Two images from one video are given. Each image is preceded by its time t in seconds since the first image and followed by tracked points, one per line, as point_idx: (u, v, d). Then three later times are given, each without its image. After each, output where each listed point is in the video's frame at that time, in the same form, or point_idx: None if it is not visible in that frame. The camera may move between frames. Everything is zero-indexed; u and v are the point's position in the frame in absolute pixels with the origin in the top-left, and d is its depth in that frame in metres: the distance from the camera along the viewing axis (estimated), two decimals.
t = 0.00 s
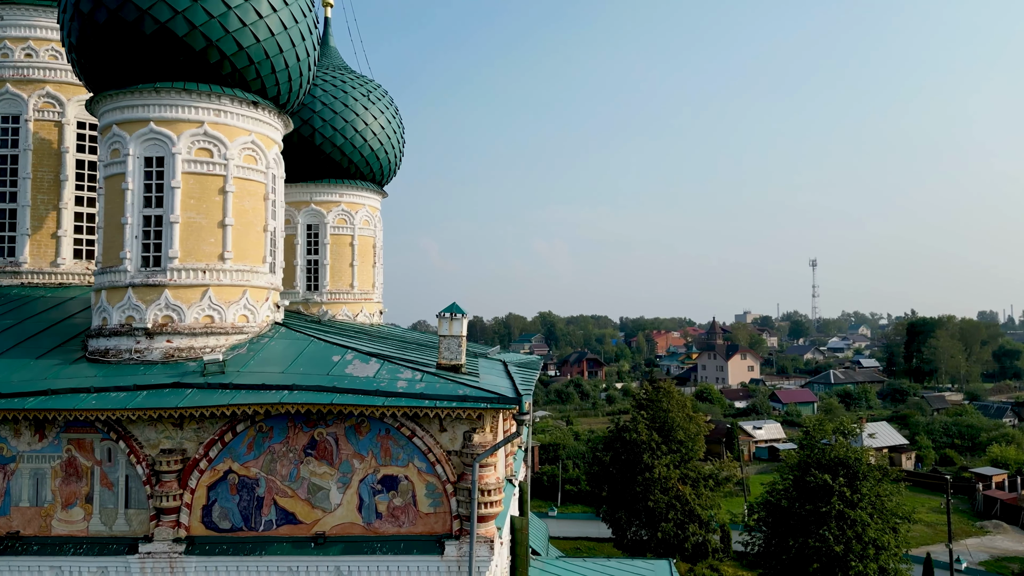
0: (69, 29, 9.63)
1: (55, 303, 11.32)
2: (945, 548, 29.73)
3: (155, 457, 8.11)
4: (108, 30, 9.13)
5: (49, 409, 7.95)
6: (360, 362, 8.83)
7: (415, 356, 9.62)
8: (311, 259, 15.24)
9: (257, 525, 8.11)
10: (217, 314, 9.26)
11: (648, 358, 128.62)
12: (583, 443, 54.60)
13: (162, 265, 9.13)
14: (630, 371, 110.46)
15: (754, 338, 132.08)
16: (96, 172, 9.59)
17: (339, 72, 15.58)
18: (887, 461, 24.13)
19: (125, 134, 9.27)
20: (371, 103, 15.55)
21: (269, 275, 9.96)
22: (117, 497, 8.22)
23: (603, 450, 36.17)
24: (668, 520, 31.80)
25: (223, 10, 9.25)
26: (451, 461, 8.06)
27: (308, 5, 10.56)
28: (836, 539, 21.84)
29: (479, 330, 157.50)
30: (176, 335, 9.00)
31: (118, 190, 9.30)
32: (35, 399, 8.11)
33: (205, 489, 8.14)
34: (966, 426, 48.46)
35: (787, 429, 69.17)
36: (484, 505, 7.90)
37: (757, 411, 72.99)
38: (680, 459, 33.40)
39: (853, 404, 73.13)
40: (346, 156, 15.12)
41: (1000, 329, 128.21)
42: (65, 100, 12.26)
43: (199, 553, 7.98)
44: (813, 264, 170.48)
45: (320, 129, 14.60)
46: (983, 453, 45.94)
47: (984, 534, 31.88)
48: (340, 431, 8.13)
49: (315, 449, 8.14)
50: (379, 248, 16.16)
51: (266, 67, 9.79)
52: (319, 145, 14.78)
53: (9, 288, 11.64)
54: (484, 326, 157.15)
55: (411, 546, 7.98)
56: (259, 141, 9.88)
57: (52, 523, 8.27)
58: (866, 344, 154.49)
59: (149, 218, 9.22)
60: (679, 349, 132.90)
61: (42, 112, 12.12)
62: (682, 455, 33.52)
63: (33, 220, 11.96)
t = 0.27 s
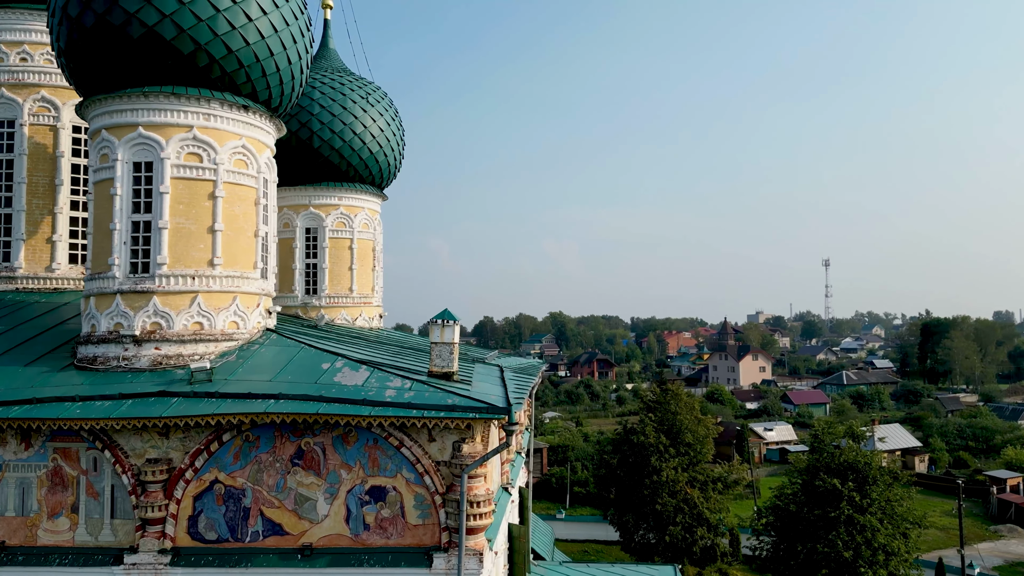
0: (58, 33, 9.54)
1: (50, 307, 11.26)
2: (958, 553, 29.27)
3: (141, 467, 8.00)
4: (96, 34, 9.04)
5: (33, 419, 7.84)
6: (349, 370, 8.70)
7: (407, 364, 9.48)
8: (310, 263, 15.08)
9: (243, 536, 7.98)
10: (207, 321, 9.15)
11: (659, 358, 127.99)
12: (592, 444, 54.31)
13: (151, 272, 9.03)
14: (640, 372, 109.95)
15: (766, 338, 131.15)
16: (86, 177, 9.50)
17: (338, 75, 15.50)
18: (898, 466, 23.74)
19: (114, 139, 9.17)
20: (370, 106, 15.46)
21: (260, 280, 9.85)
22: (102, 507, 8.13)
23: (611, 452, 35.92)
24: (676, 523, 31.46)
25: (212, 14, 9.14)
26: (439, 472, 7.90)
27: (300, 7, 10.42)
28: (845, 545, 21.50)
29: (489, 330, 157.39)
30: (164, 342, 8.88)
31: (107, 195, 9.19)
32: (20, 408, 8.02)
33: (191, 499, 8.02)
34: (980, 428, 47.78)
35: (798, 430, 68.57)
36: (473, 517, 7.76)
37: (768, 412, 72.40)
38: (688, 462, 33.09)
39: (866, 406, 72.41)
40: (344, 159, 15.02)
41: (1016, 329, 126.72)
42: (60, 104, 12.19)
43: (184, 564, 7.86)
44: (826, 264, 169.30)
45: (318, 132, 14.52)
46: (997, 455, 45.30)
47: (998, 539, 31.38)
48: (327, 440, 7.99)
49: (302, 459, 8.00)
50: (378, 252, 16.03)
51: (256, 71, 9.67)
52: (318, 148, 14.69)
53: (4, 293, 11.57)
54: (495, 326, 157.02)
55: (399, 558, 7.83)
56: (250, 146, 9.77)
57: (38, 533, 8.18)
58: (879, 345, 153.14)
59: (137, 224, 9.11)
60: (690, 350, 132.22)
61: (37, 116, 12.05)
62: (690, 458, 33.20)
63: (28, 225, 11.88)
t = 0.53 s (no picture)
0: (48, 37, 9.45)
1: (47, 312, 11.19)
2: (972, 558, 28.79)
3: (127, 477, 7.89)
4: (85, 38, 8.93)
5: (18, 429, 7.74)
6: (340, 378, 8.56)
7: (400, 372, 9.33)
8: (309, 267, 14.97)
9: (230, 547, 7.85)
10: (197, 328, 9.04)
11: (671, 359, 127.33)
12: (603, 446, 54.00)
13: (140, 278, 8.93)
14: (652, 373, 109.42)
15: (779, 339, 130.17)
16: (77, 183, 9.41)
17: (338, 77, 15.40)
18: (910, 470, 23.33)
19: (103, 144, 9.07)
20: (370, 108, 15.35)
21: (252, 286, 9.74)
22: (89, 518, 8.03)
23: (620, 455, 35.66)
24: (685, 527, 31.05)
25: (201, 17, 9.01)
26: (429, 484, 7.74)
27: (293, 10, 10.28)
28: (855, 551, 21.15)
29: (501, 331, 157.35)
30: (153, 350, 8.78)
31: (96, 201, 9.10)
32: (6, 418, 7.93)
33: (178, 510, 7.91)
34: (996, 430, 47.09)
35: (811, 432, 67.90)
36: (462, 530, 7.59)
37: (781, 414, 71.78)
38: (698, 465, 32.77)
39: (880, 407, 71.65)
40: (344, 162, 14.91)
41: None
42: (57, 109, 12.15)
43: None
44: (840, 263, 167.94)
45: (317, 135, 14.45)
46: (1014, 458, 44.62)
47: (1013, 543, 30.85)
48: (316, 451, 7.85)
49: (290, 470, 7.87)
50: (379, 255, 15.88)
51: (247, 75, 9.55)
52: (317, 151, 14.59)
53: None
54: (506, 326, 156.92)
55: (388, 572, 7.68)
56: (241, 151, 9.66)
57: (24, 543, 8.10)
58: (894, 345, 151.69)
59: (127, 230, 9.02)
60: (702, 350, 131.48)
61: (34, 121, 12.01)
62: (700, 461, 32.88)
63: (24, 230, 11.83)
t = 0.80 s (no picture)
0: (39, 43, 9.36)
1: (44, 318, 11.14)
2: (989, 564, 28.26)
3: (115, 489, 7.78)
4: (76, 44, 8.84)
5: (5, 440, 7.65)
6: (331, 388, 8.41)
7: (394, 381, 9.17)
8: (311, 271, 14.87)
9: (219, 560, 7.72)
10: (189, 336, 8.93)
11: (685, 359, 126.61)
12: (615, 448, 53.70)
13: (132, 286, 8.82)
14: (666, 373, 108.82)
15: (794, 339, 129.09)
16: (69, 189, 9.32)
17: (340, 80, 15.29)
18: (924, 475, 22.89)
19: (95, 150, 8.98)
20: (372, 111, 15.24)
21: (246, 293, 9.63)
22: (78, 529, 7.93)
23: (631, 458, 35.38)
24: (696, 531, 30.74)
25: (192, 21, 8.88)
26: (420, 497, 7.58)
27: (288, 13, 10.14)
28: (868, 558, 20.77)
29: (514, 331, 157.16)
30: (144, 358, 8.68)
31: (88, 208, 9.01)
32: None
33: (166, 522, 7.79)
34: (1015, 433, 46.33)
35: (826, 434, 67.20)
36: (453, 544, 7.42)
37: (795, 416, 71.11)
38: (709, 469, 32.44)
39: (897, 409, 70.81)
40: (345, 165, 14.80)
41: None
42: (56, 114, 12.11)
43: None
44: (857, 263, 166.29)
45: (318, 139, 14.36)
46: None
47: None
48: (306, 463, 7.70)
49: (280, 482, 7.73)
50: (381, 259, 15.73)
51: (240, 79, 9.42)
52: (318, 155, 14.50)
53: None
54: (519, 327, 156.72)
55: None
56: (235, 156, 9.54)
57: (13, 554, 8.01)
58: (912, 346, 150.02)
59: (119, 237, 8.92)
60: (717, 351, 130.68)
61: (32, 126, 11.98)
62: (711, 464, 32.56)
63: (23, 236, 11.78)
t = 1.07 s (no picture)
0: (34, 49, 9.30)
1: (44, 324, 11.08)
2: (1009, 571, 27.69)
3: (106, 500, 7.69)
4: (69, 50, 8.76)
5: None
6: (325, 399, 8.28)
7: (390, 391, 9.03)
8: (315, 276, 14.77)
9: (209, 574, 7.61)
10: (183, 344, 8.83)
11: (700, 360, 125.78)
12: (628, 450, 53.35)
13: (125, 294, 8.73)
14: (681, 374, 108.13)
15: (812, 340, 127.88)
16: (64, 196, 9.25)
17: (343, 84, 15.20)
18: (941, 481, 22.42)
19: (89, 157, 8.90)
20: (375, 115, 15.14)
21: (241, 300, 9.53)
22: (68, 541, 7.85)
23: (643, 461, 35.07)
24: (709, 535, 30.28)
25: (186, 26, 8.77)
26: (412, 511, 7.42)
27: (284, 16, 10.03)
28: (884, 565, 20.36)
29: (529, 331, 156.88)
30: (137, 367, 8.59)
31: (82, 215, 8.93)
32: None
33: (156, 535, 7.69)
34: None
35: (844, 436, 66.42)
36: (445, 560, 7.26)
37: (812, 417, 70.36)
38: (721, 472, 32.09)
39: (916, 411, 69.85)
40: (348, 169, 14.68)
41: None
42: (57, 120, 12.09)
43: None
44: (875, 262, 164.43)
45: (320, 143, 14.29)
46: None
47: None
48: (296, 475, 7.56)
49: (270, 494, 7.59)
50: (385, 264, 15.60)
51: (235, 84, 9.31)
52: (320, 159, 14.42)
53: None
54: (534, 327, 156.40)
55: None
56: (230, 162, 9.44)
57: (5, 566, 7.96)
58: (931, 347, 148.16)
59: (112, 245, 8.85)
60: (732, 351, 129.72)
61: (33, 132, 11.96)
62: (725, 468, 32.23)
63: (23, 242, 11.76)
